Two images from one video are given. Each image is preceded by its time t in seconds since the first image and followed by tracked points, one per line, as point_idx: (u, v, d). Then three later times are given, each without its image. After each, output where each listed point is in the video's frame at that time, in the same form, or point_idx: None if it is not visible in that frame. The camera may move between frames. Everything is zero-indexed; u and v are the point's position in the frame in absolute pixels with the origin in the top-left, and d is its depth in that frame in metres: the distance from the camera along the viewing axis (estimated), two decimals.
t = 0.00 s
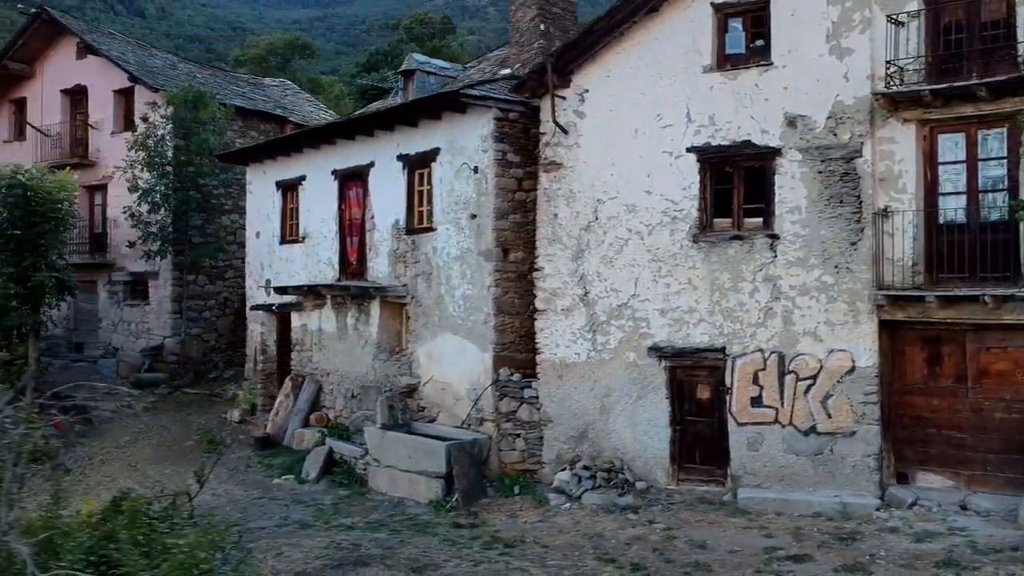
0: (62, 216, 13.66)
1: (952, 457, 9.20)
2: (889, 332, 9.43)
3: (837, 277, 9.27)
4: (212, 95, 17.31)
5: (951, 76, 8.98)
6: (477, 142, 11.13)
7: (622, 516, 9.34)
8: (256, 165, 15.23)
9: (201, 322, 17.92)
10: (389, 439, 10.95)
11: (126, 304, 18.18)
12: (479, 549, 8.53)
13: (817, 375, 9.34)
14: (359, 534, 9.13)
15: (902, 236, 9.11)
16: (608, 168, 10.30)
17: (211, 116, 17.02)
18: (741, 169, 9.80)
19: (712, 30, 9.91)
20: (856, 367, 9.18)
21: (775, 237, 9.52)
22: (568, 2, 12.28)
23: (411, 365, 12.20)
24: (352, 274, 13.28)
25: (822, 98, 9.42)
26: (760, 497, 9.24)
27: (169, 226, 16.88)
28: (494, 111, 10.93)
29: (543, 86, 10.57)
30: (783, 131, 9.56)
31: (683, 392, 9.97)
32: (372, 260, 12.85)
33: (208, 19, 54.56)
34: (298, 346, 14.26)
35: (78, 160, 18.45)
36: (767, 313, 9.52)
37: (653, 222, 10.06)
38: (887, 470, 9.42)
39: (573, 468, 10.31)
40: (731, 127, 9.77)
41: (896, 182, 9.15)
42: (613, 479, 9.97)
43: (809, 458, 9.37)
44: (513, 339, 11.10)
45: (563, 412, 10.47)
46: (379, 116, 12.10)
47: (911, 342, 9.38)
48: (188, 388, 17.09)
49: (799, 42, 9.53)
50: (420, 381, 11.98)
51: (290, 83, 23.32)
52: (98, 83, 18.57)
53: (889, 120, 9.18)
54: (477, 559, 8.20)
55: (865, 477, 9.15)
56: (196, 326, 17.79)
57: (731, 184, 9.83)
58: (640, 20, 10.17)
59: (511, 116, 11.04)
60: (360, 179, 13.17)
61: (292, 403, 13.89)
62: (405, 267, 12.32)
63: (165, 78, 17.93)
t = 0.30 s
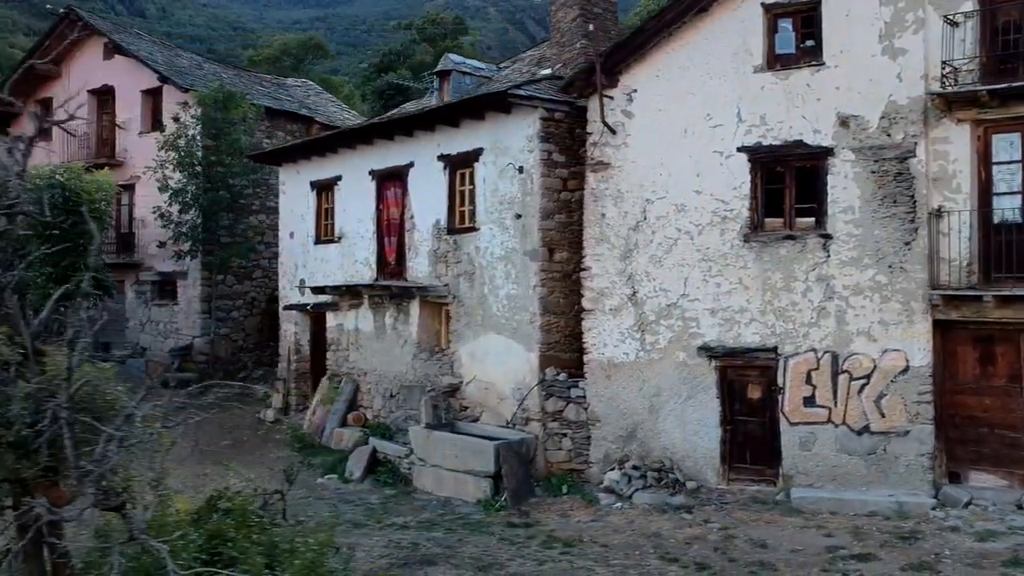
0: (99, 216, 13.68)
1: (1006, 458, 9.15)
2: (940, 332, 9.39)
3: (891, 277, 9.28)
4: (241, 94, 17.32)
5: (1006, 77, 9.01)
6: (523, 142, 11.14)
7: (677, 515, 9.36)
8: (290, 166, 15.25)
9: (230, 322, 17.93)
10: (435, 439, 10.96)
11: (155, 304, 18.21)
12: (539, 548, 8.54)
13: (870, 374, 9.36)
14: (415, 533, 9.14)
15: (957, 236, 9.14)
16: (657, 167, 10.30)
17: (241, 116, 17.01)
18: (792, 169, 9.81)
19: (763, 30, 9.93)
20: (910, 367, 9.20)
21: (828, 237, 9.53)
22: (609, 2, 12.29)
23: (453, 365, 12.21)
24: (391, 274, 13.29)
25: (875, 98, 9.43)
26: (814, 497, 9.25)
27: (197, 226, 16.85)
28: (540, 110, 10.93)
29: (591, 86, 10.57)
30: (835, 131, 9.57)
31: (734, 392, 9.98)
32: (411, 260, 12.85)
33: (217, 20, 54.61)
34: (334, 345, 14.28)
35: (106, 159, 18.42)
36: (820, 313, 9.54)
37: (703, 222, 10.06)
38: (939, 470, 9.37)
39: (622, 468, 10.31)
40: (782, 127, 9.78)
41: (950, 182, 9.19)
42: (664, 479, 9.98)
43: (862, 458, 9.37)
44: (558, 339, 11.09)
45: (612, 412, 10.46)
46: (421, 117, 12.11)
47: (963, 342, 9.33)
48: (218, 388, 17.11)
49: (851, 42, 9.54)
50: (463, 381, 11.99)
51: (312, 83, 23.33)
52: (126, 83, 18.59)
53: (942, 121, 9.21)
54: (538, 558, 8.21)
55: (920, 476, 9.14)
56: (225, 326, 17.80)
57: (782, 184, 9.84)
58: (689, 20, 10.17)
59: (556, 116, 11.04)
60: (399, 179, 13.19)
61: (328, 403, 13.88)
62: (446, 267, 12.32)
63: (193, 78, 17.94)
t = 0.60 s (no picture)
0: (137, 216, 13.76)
1: None
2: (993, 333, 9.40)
3: (943, 277, 9.31)
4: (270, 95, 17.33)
5: None
6: (568, 142, 11.14)
7: (730, 515, 9.38)
8: (324, 166, 15.30)
9: (257, 323, 17.96)
10: (479, 439, 10.97)
11: (182, 304, 18.22)
12: (597, 547, 8.55)
13: (923, 374, 9.37)
14: (470, 533, 9.16)
15: (1012, 238, 9.25)
16: (705, 168, 10.30)
17: (271, 116, 17.03)
18: (842, 169, 9.83)
19: (812, 31, 9.93)
20: (963, 367, 9.22)
21: (879, 237, 9.55)
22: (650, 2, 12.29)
23: (494, 365, 12.21)
24: (429, 275, 13.31)
25: (927, 99, 9.45)
26: (867, 497, 9.26)
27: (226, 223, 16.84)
28: (585, 111, 10.95)
29: (638, 86, 10.57)
30: (887, 131, 9.59)
31: (784, 392, 10.00)
32: (450, 260, 12.86)
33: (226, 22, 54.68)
34: (370, 345, 14.29)
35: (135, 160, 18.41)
36: (872, 313, 9.56)
37: (752, 222, 10.07)
38: (991, 470, 9.39)
39: (670, 467, 10.32)
40: (833, 128, 9.79)
41: (1003, 183, 9.25)
42: (714, 479, 10.00)
43: (914, 458, 9.38)
44: (603, 339, 11.10)
45: (659, 412, 10.46)
46: (462, 117, 12.11)
47: (1016, 342, 9.34)
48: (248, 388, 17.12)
49: (902, 42, 9.56)
50: (505, 381, 11.99)
51: (333, 83, 23.34)
52: (153, 83, 18.61)
53: (995, 121, 9.26)
54: (599, 557, 8.23)
55: (973, 476, 9.16)
56: (253, 326, 17.82)
57: (833, 184, 9.86)
58: (738, 21, 10.18)
59: (601, 117, 11.05)
60: (438, 179, 13.20)
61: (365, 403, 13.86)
62: (486, 267, 12.32)
63: (221, 79, 17.95)
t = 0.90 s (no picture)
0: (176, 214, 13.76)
1: None
2: None
3: (995, 277, 9.34)
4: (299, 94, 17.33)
5: None
6: (612, 142, 11.16)
7: (783, 514, 9.42)
8: (357, 167, 15.34)
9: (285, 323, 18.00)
10: (523, 437, 11.04)
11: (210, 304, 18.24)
12: (655, 546, 8.58)
13: (974, 374, 9.40)
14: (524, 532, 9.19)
15: None
16: (752, 168, 10.32)
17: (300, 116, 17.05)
18: (892, 169, 9.85)
19: (861, 31, 9.95)
20: (1015, 367, 9.25)
21: (930, 238, 9.57)
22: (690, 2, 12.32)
23: (534, 364, 12.20)
24: (466, 275, 13.33)
25: (978, 99, 9.49)
26: (920, 496, 9.30)
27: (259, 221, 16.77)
28: (629, 111, 10.96)
29: (685, 86, 10.59)
30: (938, 131, 9.61)
31: (833, 391, 10.03)
32: (489, 260, 12.87)
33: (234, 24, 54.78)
34: (404, 345, 14.31)
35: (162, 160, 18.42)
36: (923, 313, 9.59)
37: (800, 222, 10.10)
38: None
39: (718, 466, 10.36)
40: (883, 127, 9.81)
41: None
42: (763, 480, 10.05)
43: (965, 457, 9.39)
44: (648, 339, 11.10)
45: (706, 411, 10.48)
46: (503, 117, 12.13)
47: None
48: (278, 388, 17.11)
49: (952, 42, 9.59)
50: (545, 381, 11.98)
51: (353, 83, 23.35)
52: (179, 83, 18.62)
53: None
54: (660, 556, 8.26)
55: None
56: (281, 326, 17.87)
57: (882, 184, 9.89)
58: (785, 21, 10.21)
59: (645, 117, 11.07)
60: (476, 179, 13.23)
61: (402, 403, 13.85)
62: (526, 267, 12.34)
63: (249, 79, 17.95)
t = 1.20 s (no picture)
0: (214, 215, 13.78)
1: None
2: None
3: None
4: (328, 95, 17.35)
5: None
6: (655, 142, 11.15)
7: (835, 514, 9.44)
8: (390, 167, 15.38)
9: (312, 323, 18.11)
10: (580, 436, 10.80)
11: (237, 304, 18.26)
12: (712, 546, 8.60)
13: None
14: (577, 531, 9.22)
15: None
16: (799, 168, 10.36)
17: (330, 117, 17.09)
18: (941, 170, 9.87)
19: (909, 33, 9.98)
20: None
21: (980, 238, 9.58)
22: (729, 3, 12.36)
23: (574, 365, 12.17)
24: (503, 275, 13.34)
25: None
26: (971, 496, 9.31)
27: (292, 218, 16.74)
28: (673, 112, 10.98)
29: (731, 87, 10.62)
30: (988, 132, 9.62)
31: (881, 391, 10.06)
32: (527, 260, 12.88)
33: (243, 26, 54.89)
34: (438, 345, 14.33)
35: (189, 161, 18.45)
36: (973, 313, 9.60)
37: (848, 222, 10.12)
38: None
39: (765, 466, 10.40)
40: (931, 128, 9.82)
41: None
42: (811, 480, 10.08)
43: (1016, 457, 9.39)
44: (692, 339, 11.13)
45: (753, 412, 10.54)
46: (542, 118, 12.13)
47: None
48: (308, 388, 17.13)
49: (1002, 43, 9.60)
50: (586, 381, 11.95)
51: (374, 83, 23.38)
52: (206, 84, 18.65)
53: None
54: (719, 556, 8.28)
55: None
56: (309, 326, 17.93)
57: (931, 184, 9.91)
58: (832, 22, 10.24)
59: (689, 117, 11.09)
60: (512, 180, 13.24)
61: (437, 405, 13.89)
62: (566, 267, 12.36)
63: (278, 79, 17.96)
